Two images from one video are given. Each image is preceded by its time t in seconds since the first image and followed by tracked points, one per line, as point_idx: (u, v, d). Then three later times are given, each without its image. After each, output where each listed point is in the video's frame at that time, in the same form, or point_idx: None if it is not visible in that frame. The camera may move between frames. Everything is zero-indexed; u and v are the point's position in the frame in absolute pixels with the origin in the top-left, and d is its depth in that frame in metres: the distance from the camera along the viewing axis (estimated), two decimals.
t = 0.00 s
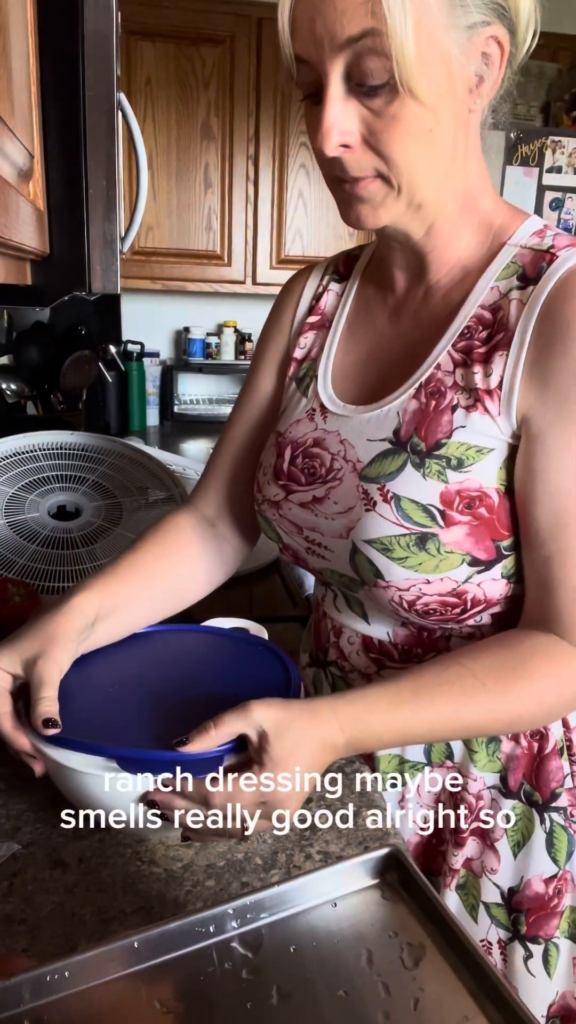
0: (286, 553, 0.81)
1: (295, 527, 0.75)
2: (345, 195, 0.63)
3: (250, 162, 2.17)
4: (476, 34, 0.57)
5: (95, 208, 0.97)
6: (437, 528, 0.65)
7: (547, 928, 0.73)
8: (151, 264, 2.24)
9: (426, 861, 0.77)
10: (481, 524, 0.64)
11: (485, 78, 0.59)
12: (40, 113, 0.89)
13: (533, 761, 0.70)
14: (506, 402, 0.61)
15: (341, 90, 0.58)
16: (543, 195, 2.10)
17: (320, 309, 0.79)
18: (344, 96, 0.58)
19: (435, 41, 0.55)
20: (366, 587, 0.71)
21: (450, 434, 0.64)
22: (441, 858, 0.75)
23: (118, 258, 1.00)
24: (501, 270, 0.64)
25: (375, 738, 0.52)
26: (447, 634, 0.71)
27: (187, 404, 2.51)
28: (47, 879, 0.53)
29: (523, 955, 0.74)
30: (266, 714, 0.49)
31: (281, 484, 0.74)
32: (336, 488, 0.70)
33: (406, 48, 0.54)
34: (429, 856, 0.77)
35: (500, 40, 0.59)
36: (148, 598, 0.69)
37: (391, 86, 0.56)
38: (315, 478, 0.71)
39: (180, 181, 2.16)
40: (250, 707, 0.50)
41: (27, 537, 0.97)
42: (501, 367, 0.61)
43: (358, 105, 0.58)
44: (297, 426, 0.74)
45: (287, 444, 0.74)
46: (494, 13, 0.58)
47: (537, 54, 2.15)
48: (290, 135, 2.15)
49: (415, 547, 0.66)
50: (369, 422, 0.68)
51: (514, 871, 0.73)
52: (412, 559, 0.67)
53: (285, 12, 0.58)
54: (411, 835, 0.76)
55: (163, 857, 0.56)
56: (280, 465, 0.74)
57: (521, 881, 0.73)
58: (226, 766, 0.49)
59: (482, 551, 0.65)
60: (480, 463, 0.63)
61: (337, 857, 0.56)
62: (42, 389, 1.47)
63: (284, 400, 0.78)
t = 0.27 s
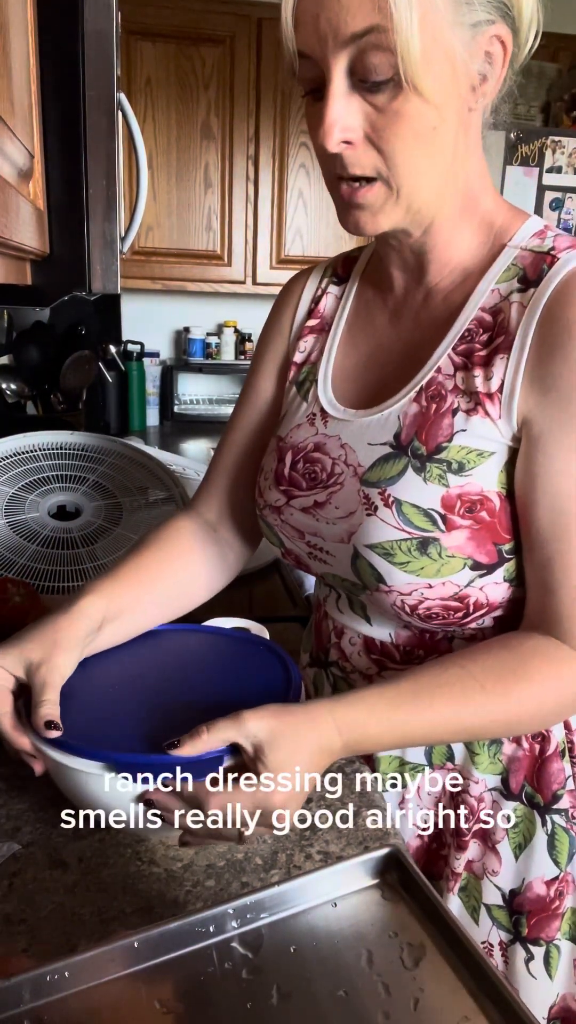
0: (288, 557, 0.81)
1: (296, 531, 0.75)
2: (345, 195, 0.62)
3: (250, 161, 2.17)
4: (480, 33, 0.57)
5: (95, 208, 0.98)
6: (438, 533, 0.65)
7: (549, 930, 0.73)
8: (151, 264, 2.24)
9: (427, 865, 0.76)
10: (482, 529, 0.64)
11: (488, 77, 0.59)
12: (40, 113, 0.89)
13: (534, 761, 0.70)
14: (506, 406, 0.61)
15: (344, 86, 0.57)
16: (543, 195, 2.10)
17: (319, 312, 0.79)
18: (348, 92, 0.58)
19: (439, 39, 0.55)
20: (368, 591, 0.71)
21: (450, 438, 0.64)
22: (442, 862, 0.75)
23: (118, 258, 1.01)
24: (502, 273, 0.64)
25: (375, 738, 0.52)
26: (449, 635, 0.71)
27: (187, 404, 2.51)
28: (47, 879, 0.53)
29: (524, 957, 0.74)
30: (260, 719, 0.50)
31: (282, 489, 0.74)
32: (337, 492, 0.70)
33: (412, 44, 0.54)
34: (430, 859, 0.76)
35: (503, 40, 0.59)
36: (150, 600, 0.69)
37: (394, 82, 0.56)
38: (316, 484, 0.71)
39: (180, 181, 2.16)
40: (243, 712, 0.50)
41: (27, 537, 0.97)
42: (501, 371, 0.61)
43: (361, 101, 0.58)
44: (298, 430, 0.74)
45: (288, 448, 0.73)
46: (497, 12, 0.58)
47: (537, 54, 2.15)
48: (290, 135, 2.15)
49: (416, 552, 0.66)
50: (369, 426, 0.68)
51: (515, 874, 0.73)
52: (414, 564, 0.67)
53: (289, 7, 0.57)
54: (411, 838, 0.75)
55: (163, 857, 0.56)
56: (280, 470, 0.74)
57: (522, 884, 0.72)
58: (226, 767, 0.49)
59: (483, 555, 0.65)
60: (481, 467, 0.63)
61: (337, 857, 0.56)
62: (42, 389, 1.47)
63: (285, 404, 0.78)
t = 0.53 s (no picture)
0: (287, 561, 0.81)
1: (294, 535, 0.75)
2: (346, 194, 0.62)
3: (250, 161, 2.17)
4: (484, 33, 0.57)
5: (95, 208, 0.97)
6: (435, 540, 0.65)
7: (546, 929, 0.73)
8: (151, 264, 2.24)
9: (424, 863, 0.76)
10: (478, 536, 0.64)
11: (491, 77, 0.59)
12: (40, 113, 0.89)
13: (532, 762, 0.70)
14: (504, 414, 0.61)
15: (346, 85, 0.57)
16: (543, 195, 2.10)
17: (316, 315, 0.79)
18: (351, 91, 0.58)
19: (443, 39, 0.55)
20: (365, 596, 0.72)
21: (447, 445, 0.64)
22: (439, 862, 0.75)
23: (118, 258, 1.01)
24: (501, 281, 0.64)
25: (376, 738, 0.52)
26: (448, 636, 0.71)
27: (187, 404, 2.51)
28: (46, 879, 0.53)
29: (521, 955, 0.74)
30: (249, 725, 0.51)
31: (281, 494, 0.74)
32: (335, 498, 0.70)
33: (415, 42, 0.54)
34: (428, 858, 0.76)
35: (506, 41, 0.58)
36: (151, 601, 0.69)
37: (397, 81, 0.56)
38: (314, 489, 0.71)
39: (180, 181, 2.16)
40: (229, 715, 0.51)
41: (27, 537, 0.97)
42: (499, 379, 0.61)
43: (364, 100, 0.58)
44: (296, 433, 0.74)
45: (286, 453, 0.74)
46: (501, 14, 0.58)
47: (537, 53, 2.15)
48: (290, 135, 2.15)
49: (412, 559, 0.67)
50: (367, 432, 0.68)
51: (512, 872, 0.73)
52: (410, 570, 0.67)
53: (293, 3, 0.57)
54: (409, 837, 0.75)
55: (163, 857, 0.56)
56: (278, 474, 0.74)
57: (519, 882, 0.73)
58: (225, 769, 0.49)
59: (479, 563, 0.65)
60: (478, 475, 0.63)
61: (337, 857, 0.56)
62: (42, 389, 1.47)
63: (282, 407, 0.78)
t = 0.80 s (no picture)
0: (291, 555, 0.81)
1: (297, 525, 0.76)
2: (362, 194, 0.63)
3: (250, 162, 2.17)
4: (500, 36, 0.57)
5: (95, 208, 0.98)
6: (435, 525, 0.65)
7: (546, 934, 0.73)
8: (151, 264, 2.24)
9: (425, 866, 0.77)
10: (479, 523, 0.64)
11: (506, 79, 0.59)
12: (40, 112, 0.88)
13: (530, 766, 0.70)
14: (509, 401, 0.60)
15: (364, 87, 0.58)
16: (543, 194, 2.10)
17: (329, 309, 0.81)
18: (369, 93, 0.58)
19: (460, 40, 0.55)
20: (365, 583, 0.72)
21: (451, 432, 0.64)
22: (437, 865, 0.76)
23: (118, 258, 1.02)
24: (512, 271, 0.64)
25: (381, 737, 0.52)
26: (445, 635, 0.71)
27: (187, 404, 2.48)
28: (47, 879, 0.53)
29: (521, 961, 0.74)
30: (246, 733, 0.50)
31: (285, 483, 0.75)
32: (338, 485, 0.71)
33: (432, 45, 0.54)
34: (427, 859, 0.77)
35: (522, 42, 0.58)
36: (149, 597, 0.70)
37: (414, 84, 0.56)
38: (318, 476, 0.72)
39: (180, 181, 2.16)
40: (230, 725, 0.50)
41: (27, 537, 0.97)
42: (505, 365, 0.61)
43: (382, 105, 0.58)
44: (303, 424, 0.75)
45: (292, 444, 0.75)
46: (516, 14, 0.57)
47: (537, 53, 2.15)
48: (290, 135, 2.15)
49: (412, 544, 0.66)
50: (373, 419, 0.69)
51: (512, 876, 0.73)
52: (410, 556, 0.67)
53: (313, 5, 0.58)
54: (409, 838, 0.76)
55: (163, 857, 0.56)
56: (284, 464, 0.75)
57: (519, 887, 0.72)
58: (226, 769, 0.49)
59: (479, 551, 0.65)
60: (480, 461, 0.63)
61: (337, 857, 0.56)
62: (42, 389, 1.47)
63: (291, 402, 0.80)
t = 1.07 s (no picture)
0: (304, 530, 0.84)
1: (317, 502, 0.78)
2: (395, 194, 0.65)
3: (250, 161, 2.17)
4: (537, 38, 0.57)
5: (95, 207, 0.98)
6: (456, 511, 0.66)
7: (539, 939, 0.73)
8: (151, 264, 2.24)
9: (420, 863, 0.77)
10: (501, 515, 0.65)
11: (544, 81, 0.60)
12: (40, 111, 0.88)
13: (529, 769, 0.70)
14: (541, 400, 0.61)
15: (402, 89, 0.60)
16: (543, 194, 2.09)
17: (363, 301, 0.83)
18: (406, 96, 0.60)
19: (493, 41, 0.55)
20: (376, 565, 0.72)
21: (481, 423, 0.65)
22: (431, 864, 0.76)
23: (118, 257, 1.02)
24: (547, 269, 0.65)
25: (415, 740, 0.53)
26: (451, 629, 0.71)
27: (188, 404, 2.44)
28: (47, 879, 0.53)
29: (513, 964, 0.75)
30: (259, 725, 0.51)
31: (307, 460, 0.78)
32: (359, 465, 0.72)
33: (468, 47, 0.55)
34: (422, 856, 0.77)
35: (559, 44, 0.59)
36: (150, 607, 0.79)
37: (450, 86, 0.58)
38: (341, 455, 0.74)
39: (180, 180, 2.16)
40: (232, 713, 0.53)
41: (27, 537, 0.97)
42: (538, 363, 0.62)
43: (418, 106, 0.60)
44: (331, 408, 0.77)
45: (319, 424, 0.77)
46: (555, 18, 0.58)
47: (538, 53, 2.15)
48: (290, 135, 2.15)
49: (431, 528, 0.67)
50: (401, 405, 0.70)
51: (508, 880, 0.73)
52: (427, 540, 0.68)
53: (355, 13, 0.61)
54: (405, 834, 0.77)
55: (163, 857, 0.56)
56: (309, 442, 0.77)
57: (514, 891, 0.73)
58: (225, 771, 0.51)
59: (498, 542, 0.66)
60: (508, 453, 0.64)
61: (337, 857, 0.55)
62: (42, 389, 1.47)
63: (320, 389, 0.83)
